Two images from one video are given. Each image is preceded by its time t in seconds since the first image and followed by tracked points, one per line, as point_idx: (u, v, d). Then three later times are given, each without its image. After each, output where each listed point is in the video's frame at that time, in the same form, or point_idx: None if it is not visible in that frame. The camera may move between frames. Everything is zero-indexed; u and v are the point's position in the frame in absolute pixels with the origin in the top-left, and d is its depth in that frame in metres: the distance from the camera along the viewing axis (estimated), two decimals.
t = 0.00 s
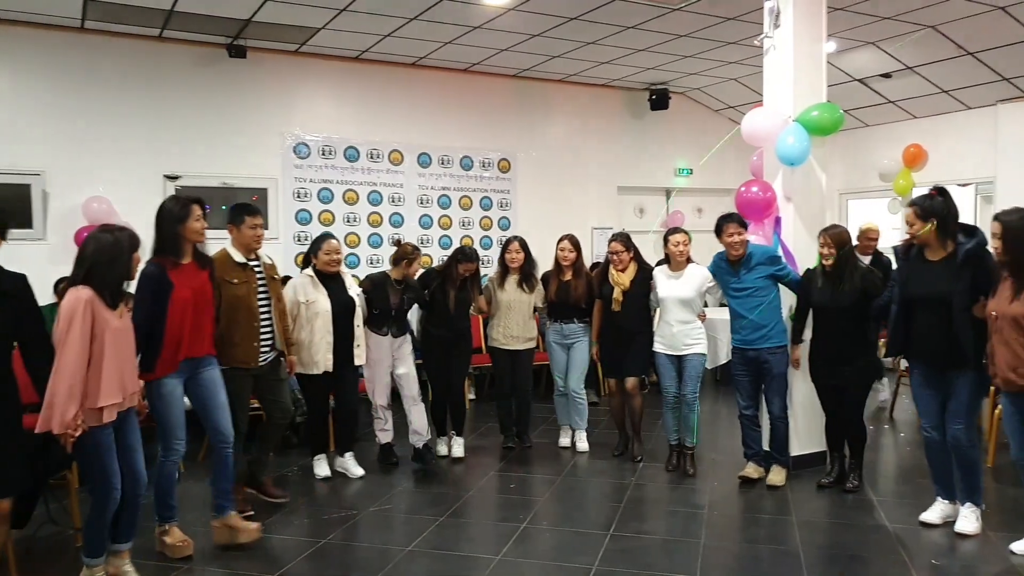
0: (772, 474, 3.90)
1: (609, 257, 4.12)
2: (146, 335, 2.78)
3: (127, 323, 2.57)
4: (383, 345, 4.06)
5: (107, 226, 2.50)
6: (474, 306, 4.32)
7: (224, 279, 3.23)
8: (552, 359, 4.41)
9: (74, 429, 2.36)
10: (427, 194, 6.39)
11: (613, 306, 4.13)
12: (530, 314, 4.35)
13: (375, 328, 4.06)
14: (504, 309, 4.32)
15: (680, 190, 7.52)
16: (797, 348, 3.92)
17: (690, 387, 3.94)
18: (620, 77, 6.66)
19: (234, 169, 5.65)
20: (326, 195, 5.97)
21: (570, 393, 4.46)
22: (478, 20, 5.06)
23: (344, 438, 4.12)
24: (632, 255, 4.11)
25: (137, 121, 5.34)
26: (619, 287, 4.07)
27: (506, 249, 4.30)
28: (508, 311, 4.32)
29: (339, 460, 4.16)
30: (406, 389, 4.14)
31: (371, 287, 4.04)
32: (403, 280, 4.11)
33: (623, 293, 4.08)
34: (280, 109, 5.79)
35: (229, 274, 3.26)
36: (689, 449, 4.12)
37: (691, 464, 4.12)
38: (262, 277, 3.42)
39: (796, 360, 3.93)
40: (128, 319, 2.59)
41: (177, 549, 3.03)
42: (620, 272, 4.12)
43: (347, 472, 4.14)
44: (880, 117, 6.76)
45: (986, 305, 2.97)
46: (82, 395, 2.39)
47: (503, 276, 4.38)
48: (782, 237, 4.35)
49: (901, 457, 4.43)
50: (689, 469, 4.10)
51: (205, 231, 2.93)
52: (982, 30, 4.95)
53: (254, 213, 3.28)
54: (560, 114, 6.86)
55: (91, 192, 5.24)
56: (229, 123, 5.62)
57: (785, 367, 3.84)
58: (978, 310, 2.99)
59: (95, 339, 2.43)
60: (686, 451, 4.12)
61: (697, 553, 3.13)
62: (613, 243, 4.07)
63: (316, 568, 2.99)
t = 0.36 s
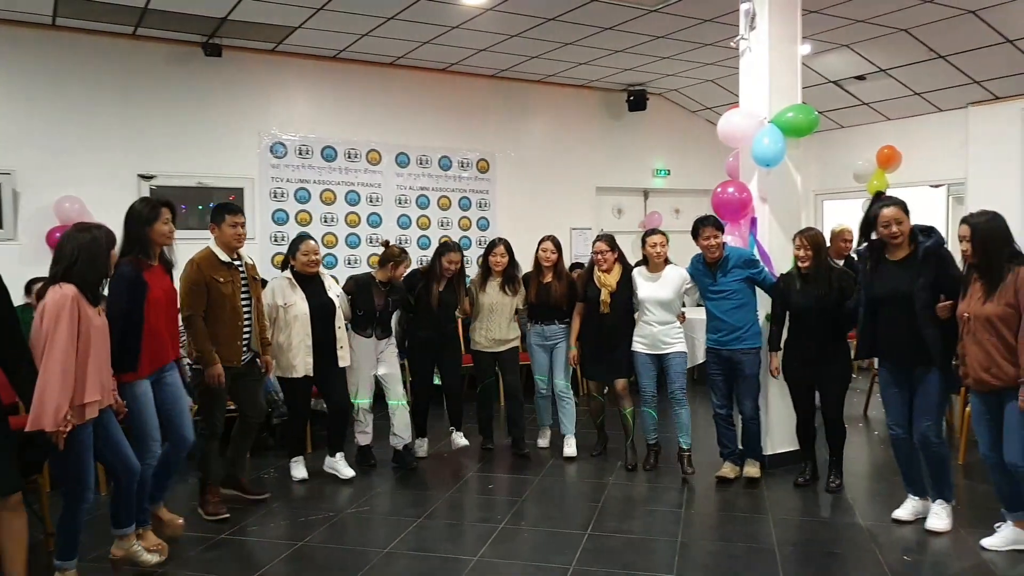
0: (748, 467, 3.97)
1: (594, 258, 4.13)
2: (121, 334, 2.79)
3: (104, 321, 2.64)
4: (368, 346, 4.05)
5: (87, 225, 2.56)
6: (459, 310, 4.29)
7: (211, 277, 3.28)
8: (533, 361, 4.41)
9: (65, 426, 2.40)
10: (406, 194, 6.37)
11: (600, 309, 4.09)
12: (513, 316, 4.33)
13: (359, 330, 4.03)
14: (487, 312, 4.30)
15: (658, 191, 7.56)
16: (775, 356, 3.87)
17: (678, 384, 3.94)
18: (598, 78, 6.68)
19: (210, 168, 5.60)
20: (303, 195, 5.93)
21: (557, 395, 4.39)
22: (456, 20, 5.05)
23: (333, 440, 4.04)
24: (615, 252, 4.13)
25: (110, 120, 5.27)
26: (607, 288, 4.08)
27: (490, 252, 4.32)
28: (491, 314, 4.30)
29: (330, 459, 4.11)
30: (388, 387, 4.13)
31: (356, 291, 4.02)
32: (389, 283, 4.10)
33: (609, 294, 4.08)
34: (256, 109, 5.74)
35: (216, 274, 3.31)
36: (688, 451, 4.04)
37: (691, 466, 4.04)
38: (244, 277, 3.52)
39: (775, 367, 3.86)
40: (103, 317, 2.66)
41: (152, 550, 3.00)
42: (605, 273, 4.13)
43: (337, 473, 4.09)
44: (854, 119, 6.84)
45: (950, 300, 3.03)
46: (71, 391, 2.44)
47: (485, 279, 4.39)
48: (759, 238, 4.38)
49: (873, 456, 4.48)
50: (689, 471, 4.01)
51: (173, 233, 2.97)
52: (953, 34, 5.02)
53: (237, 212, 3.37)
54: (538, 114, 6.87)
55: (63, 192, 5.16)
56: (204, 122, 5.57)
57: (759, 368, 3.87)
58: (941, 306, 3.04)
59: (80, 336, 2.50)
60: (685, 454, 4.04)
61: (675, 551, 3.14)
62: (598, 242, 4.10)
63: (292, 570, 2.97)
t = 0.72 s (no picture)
0: (719, 473, 3.97)
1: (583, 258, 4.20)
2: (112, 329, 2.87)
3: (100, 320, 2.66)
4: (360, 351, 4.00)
5: (74, 229, 2.55)
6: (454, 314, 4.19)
7: (205, 270, 3.32)
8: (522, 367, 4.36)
9: (81, 427, 2.45)
10: (384, 194, 6.35)
11: (592, 308, 4.14)
12: (509, 319, 4.27)
13: (356, 334, 3.98)
14: (483, 313, 4.21)
15: (636, 192, 7.59)
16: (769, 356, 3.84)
17: (666, 390, 4.01)
18: (576, 78, 6.69)
19: (185, 168, 5.54)
20: (279, 195, 5.89)
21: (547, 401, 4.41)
22: (434, 20, 5.04)
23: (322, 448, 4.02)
24: (604, 251, 4.19)
25: (82, 119, 5.20)
26: (597, 286, 4.14)
27: (489, 255, 4.22)
28: (488, 316, 4.22)
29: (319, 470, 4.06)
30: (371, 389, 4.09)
31: (350, 290, 3.96)
32: (381, 284, 4.04)
33: (600, 292, 4.14)
34: (232, 108, 5.70)
35: (212, 268, 3.35)
36: (670, 454, 4.09)
37: (673, 469, 4.10)
38: (244, 278, 3.50)
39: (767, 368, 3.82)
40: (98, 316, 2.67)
41: (123, 557, 2.94)
42: (594, 272, 4.20)
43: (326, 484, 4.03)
44: (829, 121, 6.91)
45: (920, 303, 3.02)
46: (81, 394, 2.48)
47: (480, 280, 4.31)
48: (734, 238, 4.42)
49: (847, 454, 4.53)
50: (671, 474, 4.07)
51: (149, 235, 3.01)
52: (925, 37, 5.09)
53: (245, 214, 3.40)
54: (517, 115, 6.87)
55: (34, 191, 5.08)
56: (179, 121, 5.51)
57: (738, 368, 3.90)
58: (909, 309, 3.04)
59: (80, 338, 2.51)
60: (668, 456, 4.09)
61: (653, 551, 3.16)
62: (587, 241, 4.16)
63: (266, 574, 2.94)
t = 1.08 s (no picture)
0: (721, 474, 3.96)
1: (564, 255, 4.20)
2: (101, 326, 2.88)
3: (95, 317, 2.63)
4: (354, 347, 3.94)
5: (71, 227, 2.53)
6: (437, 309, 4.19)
7: (186, 270, 3.37)
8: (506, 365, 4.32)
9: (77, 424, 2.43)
10: (362, 194, 6.32)
11: (569, 305, 4.14)
12: (495, 318, 4.26)
13: (348, 332, 3.92)
14: (468, 312, 4.21)
15: (614, 193, 7.61)
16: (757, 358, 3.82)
17: (651, 394, 4.01)
18: (555, 79, 6.70)
19: (161, 168, 5.49)
20: (256, 195, 5.85)
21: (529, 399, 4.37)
22: (412, 20, 5.03)
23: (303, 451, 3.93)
24: (586, 251, 4.20)
25: (55, 118, 5.14)
26: (577, 284, 4.13)
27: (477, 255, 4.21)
28: (473, 315, 4.21)
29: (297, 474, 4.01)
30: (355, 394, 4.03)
31: (333, 288, 3.96)
32: (365, 280, 4.00)
33: (579, 290, 4.13)
34: (208, 107, 5.65)
35: (194, 268, 3.38)
36: (649, 454, 4.11)
37: (651, 469, 4.12)
38: (228, 279, 3.47)
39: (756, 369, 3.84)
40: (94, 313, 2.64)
41: (104, 545, 3.08)
42: (575, 269, 4.19)
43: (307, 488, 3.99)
44: (805, 122, 6.97)
45: (895, 310, 3.05)
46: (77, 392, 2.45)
47: (468, 278, 4.28)
48: (711, 238, 4.44)
49: (822, 453, 4.57)
50: (649, 474, 4.10)
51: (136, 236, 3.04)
52: (899, 40, 5.14)
53: (236, 215, 3.40)
54: (496, 115, 6.87)
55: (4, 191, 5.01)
56: (154, 120, 5.45)
57: (725, 368, 3.90)
58: (885, 314, 3.06)
59: (75, 336, 2.48)
60: (646, 456, 4.12)
61: (631, 550, 3.17)
62: (569, 237, 4.16)
63: None
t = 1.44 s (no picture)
0: (698, 474, 3.99)
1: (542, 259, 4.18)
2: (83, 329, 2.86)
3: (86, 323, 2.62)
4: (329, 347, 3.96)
5: (62, 231, 2.55)
6: (412, 312, 4.25)
7: (167, 273, 3.27)
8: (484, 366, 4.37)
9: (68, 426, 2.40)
10: (340, 194, 6.30)
11: (547, 310, 4.10)
12: (467, 318, 4.28)
13: (325, 334, 3.93)
14: (440, 313, 4.22)
15: (593, 193, 7.64)
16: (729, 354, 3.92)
17: (628, 394, 4.04)
18: (533, 80, 6.72)
19: (136, 167, 5.44)
20: (232, 195, 5.81)
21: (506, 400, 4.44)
22: (390, 20, 5.02)
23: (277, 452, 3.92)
24: (564, 254, 4.17)
25: (27, 116, 5.07)
26: (554, 289, 4.10)
27: (445, 252, 4.26)
28: (446, 315, 4.22)
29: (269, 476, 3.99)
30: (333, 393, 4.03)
31: (307, 288, 3.96)
32: (337, 280, 4.04)
33: (557, 296, 4.10)
34: (183, 106, 5.60)
35: (175, 270, 3.29)
36: (625, 453, 4.16)
37: (627, 468, 4.17)
38: (212, 277, 3.40)
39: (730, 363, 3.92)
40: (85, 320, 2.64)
41: (94, 542, 3.07)
42: (553, 275, 4.16)
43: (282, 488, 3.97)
44: (781, 124, 7.03)
45: (876, 310, 3.09)
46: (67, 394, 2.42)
47: (440, 279, 4.30)
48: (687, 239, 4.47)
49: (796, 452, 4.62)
50: (626, 473, 4.13)
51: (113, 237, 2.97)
52: (873, 43, 5.20)
53: (211, 211, 3.33)
54: (475, 116, 6.87)
55: None
56: (129, 119, 5.40)
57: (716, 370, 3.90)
58: (867, 314, 3.08)
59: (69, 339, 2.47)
60: (623, 456, 4.16)
61: (606, 550, 3.19)
62: (547, 243, 4.14)
63: None
